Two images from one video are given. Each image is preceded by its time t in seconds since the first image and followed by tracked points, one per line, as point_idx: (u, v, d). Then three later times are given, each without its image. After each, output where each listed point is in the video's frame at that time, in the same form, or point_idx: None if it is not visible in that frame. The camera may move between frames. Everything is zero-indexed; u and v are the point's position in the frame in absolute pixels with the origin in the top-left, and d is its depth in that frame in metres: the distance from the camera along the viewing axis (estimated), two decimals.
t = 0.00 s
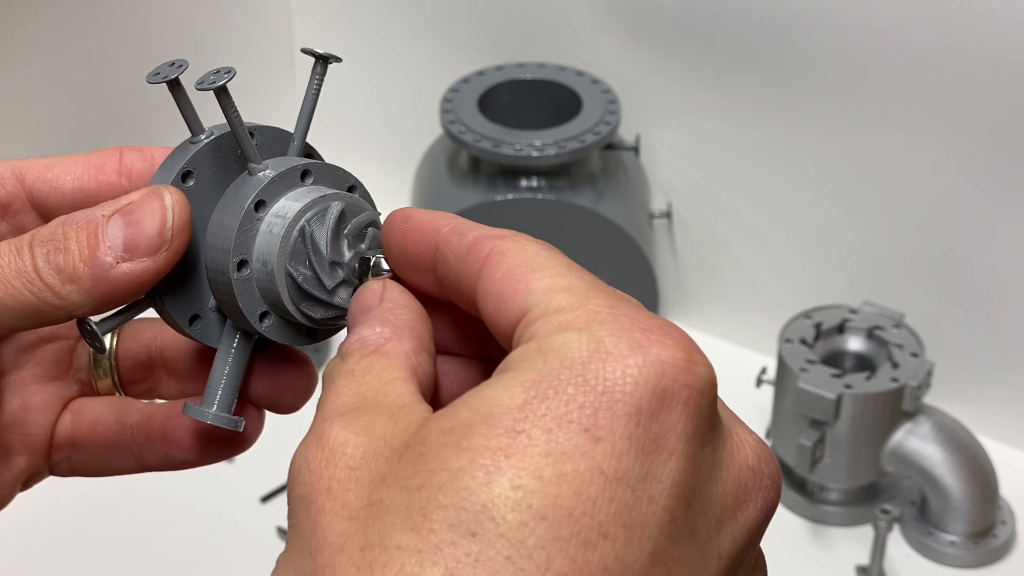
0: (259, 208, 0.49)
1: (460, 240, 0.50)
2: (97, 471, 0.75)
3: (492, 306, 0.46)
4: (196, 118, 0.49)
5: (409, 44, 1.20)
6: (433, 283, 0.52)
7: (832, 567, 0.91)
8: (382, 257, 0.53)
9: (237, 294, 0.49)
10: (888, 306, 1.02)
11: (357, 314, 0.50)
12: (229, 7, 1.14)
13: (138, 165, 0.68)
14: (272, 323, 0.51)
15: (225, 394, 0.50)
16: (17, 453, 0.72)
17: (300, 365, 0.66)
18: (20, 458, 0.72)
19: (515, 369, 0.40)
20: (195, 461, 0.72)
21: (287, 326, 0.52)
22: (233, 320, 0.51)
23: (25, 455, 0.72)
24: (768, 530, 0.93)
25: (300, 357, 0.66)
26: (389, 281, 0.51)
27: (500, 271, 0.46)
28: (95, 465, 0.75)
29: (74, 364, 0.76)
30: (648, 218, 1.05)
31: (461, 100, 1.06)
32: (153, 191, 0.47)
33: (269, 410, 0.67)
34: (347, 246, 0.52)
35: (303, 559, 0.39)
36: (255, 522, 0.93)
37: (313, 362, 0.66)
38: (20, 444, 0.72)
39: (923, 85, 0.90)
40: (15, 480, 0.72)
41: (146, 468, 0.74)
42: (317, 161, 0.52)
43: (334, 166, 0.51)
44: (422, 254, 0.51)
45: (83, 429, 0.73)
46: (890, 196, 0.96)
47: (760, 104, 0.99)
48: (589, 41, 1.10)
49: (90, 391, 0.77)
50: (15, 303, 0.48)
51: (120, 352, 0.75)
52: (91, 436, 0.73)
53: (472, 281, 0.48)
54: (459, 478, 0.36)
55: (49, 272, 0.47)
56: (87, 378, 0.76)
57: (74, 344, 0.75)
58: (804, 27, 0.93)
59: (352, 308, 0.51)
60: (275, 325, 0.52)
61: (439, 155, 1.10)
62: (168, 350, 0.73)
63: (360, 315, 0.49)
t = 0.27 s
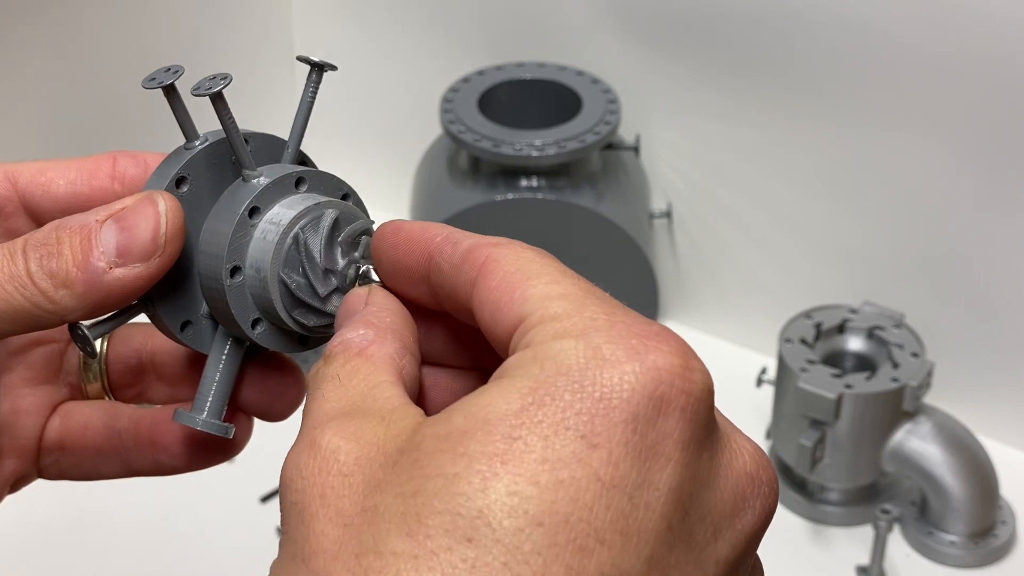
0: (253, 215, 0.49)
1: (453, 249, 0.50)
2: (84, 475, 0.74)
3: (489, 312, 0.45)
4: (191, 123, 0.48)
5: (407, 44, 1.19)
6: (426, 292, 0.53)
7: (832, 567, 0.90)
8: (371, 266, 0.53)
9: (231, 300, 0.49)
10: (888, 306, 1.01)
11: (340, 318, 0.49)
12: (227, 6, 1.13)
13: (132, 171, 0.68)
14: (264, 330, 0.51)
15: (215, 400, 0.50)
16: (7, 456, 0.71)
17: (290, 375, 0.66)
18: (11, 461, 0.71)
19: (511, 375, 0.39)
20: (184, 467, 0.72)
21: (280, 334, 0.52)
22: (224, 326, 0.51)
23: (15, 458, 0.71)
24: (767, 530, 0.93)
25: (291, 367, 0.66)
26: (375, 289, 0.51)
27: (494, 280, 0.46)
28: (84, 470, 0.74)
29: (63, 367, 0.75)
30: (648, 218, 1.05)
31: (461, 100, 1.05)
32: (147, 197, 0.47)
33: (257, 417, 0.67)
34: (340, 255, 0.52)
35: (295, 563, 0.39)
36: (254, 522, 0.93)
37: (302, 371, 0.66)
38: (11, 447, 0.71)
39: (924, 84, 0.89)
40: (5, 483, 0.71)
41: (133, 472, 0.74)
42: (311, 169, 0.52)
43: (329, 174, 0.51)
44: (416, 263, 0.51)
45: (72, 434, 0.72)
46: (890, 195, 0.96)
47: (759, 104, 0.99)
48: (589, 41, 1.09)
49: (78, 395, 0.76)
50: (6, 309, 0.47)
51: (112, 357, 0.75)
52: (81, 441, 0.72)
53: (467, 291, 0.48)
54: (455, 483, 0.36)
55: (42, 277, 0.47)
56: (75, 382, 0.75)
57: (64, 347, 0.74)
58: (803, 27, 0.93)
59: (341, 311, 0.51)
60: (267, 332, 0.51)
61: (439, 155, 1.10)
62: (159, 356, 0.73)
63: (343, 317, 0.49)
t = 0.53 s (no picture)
0: (249, 223, 0.49)
1: (467, 264, 0.50)
2: (78, 479, 0.74)
3: (501, 320, 0.46)
4: (189, 129, 0.48)
5: (405, 43, 1.19)
6: (439, 311, 0.53)
7: (832, 567, 0.90)
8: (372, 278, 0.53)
9: (225, 309, 0.49)
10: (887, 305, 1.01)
11: (330, 314, 0.48)
12: (225, 6, 1.13)
13: (130, 176, 0.68)
14: (260, 339, 0.51)
15: (210, 407, 0.50)
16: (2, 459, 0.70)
17: (286, 384, 0.65)
18: (5, 463, 0.71)
19: (519, 377, 0.39)
20: (179, 471, 0.71)
21: (275, 343, 0.51)
22: (220, 333, 0.51)
23: (9, 460, 0.71)
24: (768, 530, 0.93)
25: (287, 376, 0.65)
26: (366, 282, 0.49)
27: (506, 287, 0.46)
28: (78, 473, 0.74)
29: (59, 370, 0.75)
30: (648, 218, 1.05)
31: (461, 100, 1.05)
32: (143, 204, 0.46)
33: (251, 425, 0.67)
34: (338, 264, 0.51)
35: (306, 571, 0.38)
36: (253, 523, 0.93)
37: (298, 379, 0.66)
38: (8, 450, 0.71)
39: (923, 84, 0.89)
40: None
41: (126, 477, 0.73)
42: (309, 177, 0.51)
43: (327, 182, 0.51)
44: (429, 281, 0.52)
45: (67, 437, 0.72)
46: (890, 195, 0.95)
47: (759, 104, 0.99)
48: (589, 42, 1.09)
49: (73, 398, 0.76)
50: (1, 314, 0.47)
51: (108, 360, 0.74)
52: (75, 444, 0.72)
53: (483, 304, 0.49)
54: (469, 488, 0.35)
55: (37, 283, 0.47)
56: (71, 385, 0.75)
57: (59, 350, 0.74)
58: (803, 27, 0.93)
59: (321, 305, 0.49)
60: (262, 340, 0.51)
61: (439, 155, 1.09)
62: (154, 360, 0.73)
63: (333, 315, 0.48)
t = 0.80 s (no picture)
0: (255, 231, 0.48)
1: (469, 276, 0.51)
2: (79, 479, 0.74)
3: (501, 323, 0.46)
4: (195, 135, 0.48)
5: (405, 42, 1.19)
6: (445, 324, 0.54)
7: (832, 567, 0.90)
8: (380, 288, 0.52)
9: (230, 317, 0.48)
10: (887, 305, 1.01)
11: (346, 312, 0.46)
12: (223, 6, 1.13)
13: (136, 180, 0.68)
14: (264, 346, 0.50)
15: (213, 413, 0.50)
16: (4, 458, 0.70)
17: (290, 390, 0.65)
18: (7, 463, 0.70)
19: (510, 378, 0.39)
20: (181, 475, 0.71)
21: (281, 351, 0.51)
22: (223, 340, 0.51)
23: (11, 460, 0.71)
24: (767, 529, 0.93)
25: (292, 382, 0.65)
26: (375, 277, 0.48)
27: (503, 291, 0.47)
28: (81, 474, 0.73)
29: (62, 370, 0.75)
30: (648, 218, 1.05)
31: (461, 100, 1.05)
32: (149, 210, 0.46)
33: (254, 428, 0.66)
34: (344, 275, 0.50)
35: None
36: (253, 523, 0.92)
37: (302, 384, 0.66)
38: (10, 451, 0.71)
39: (923, 84, 0.89)
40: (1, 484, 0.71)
41: (128, 478, 0.73)
42: (316, 185, 0.51)
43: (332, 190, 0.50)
44: (434, 294, 0.53)
45: (69, 438, 0.72)
46: (890, 194, 0.95)
47: (759, 104, 0.99)
48: (589, 41, 1.09)
49: (76, 399, 0.75)
50: (6, 319, 0.47)
51: (111, 362, 0.74)
52: (78, 445, 0.72)
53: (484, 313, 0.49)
54: (461, 491, 0.35)
55: (43, 288, 0.47)
56: (74, 386, 0.75)
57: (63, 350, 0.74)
58: (803, 26, 0.93)
59: (329, 297, 0.47)
60: (266, 348, 0.51)
61: (438, 155, 1.09)
62: (157, 362, 0.73)
63: (350, 314, 0.46)
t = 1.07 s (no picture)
0: (262, 237, 0.48)
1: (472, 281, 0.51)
2: (82, 480, 0.74)
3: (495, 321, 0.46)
4: (202, 140, 0.48)
5: (405, 43, 1.19)
6: (458, 335, 0.54)
7: (832, 567, 0.90)
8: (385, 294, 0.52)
9: (236, 321, 0.48)
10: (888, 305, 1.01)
11: (354, 293, 0.47)
12: (223, 6, 1.13)
13: (141, 183, 0.68)
14: (270, 351, 0.51)
15: (217, 416, 0.50)
16: (7, 458, 0.70)
17: (295, 395, 0.65)
18: (11, 463, 0.70)
19: (484, 376, 0.39)
20: (184, 476, 0.71)
21: (286, 356, 0.51)
22: (228, 343, 0.51)
23: (15, 460, 0.71)
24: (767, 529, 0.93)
25: (298, 387, 0.65)
26: (391, 263, 0.48)
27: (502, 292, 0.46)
28: (83, 474, 0.74)
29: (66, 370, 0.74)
30: (648, 219, 1.05)
31: (461, 100, 1.05)
32: (156, 215, 0.46)
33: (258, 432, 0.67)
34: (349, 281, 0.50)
35: None
36: (254, 523, 0.93)
37: (306, 389, 0.66)
38: (12, 450, 0.70)
39: (923, 84, 0.89)
40: (4, 484, 0.71)
41: (131, 479, 0.73)
42: (321, 190, 0.51)
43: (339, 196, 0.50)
44: (443, 305, 0.53)
45: (72, 438, 0.72)
46: (890, 194, 0.95)
47: (759, 104, 0.99)
48: (589, 41, 1.09)
49: (79, 399, 0.75)
50: (12, 322, 0.47)
51: (115, 363, 0.74)
52: (81, 445, 0.72)
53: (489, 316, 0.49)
54: (435, 490, 0.35)
55: (50, 292, 0.47)
56: (77, 386, 0.75)
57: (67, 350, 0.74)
58: (803, 27, 0.93)
59: (342, 278, 0.48)
60: (272, 353, 0.51)
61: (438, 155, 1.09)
62: (161, 363, 0.73)
63: (358, 297, 0.46)
